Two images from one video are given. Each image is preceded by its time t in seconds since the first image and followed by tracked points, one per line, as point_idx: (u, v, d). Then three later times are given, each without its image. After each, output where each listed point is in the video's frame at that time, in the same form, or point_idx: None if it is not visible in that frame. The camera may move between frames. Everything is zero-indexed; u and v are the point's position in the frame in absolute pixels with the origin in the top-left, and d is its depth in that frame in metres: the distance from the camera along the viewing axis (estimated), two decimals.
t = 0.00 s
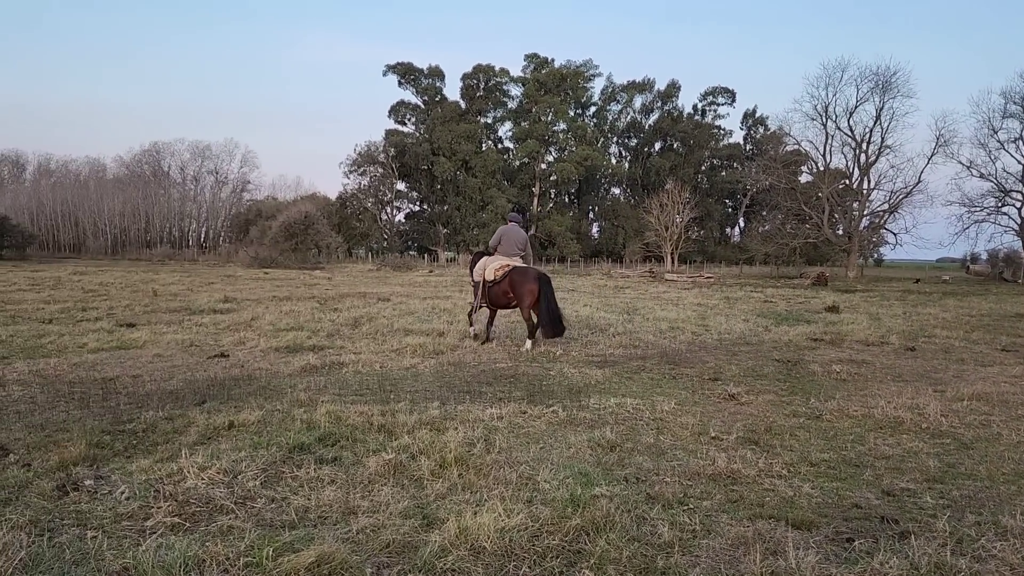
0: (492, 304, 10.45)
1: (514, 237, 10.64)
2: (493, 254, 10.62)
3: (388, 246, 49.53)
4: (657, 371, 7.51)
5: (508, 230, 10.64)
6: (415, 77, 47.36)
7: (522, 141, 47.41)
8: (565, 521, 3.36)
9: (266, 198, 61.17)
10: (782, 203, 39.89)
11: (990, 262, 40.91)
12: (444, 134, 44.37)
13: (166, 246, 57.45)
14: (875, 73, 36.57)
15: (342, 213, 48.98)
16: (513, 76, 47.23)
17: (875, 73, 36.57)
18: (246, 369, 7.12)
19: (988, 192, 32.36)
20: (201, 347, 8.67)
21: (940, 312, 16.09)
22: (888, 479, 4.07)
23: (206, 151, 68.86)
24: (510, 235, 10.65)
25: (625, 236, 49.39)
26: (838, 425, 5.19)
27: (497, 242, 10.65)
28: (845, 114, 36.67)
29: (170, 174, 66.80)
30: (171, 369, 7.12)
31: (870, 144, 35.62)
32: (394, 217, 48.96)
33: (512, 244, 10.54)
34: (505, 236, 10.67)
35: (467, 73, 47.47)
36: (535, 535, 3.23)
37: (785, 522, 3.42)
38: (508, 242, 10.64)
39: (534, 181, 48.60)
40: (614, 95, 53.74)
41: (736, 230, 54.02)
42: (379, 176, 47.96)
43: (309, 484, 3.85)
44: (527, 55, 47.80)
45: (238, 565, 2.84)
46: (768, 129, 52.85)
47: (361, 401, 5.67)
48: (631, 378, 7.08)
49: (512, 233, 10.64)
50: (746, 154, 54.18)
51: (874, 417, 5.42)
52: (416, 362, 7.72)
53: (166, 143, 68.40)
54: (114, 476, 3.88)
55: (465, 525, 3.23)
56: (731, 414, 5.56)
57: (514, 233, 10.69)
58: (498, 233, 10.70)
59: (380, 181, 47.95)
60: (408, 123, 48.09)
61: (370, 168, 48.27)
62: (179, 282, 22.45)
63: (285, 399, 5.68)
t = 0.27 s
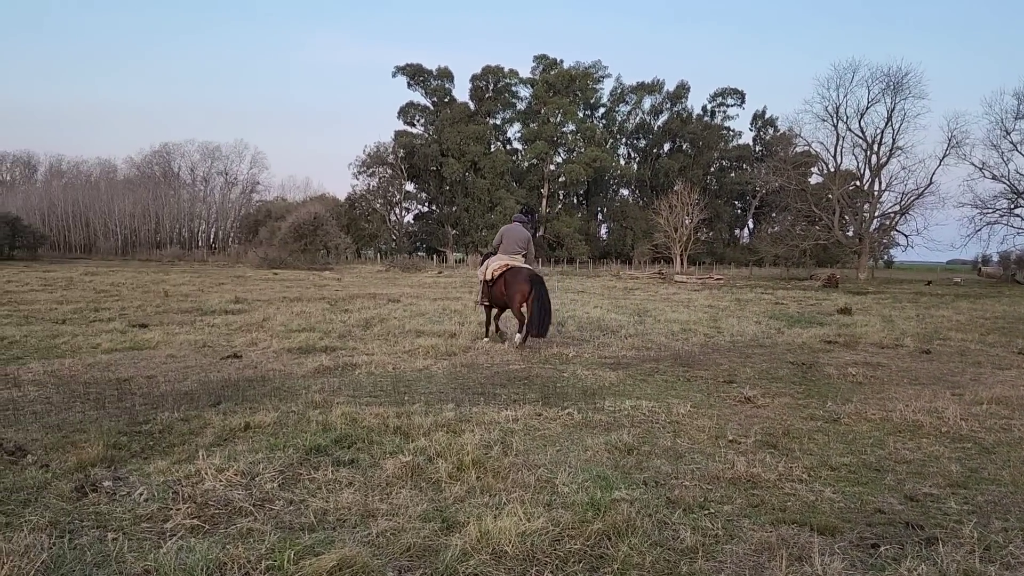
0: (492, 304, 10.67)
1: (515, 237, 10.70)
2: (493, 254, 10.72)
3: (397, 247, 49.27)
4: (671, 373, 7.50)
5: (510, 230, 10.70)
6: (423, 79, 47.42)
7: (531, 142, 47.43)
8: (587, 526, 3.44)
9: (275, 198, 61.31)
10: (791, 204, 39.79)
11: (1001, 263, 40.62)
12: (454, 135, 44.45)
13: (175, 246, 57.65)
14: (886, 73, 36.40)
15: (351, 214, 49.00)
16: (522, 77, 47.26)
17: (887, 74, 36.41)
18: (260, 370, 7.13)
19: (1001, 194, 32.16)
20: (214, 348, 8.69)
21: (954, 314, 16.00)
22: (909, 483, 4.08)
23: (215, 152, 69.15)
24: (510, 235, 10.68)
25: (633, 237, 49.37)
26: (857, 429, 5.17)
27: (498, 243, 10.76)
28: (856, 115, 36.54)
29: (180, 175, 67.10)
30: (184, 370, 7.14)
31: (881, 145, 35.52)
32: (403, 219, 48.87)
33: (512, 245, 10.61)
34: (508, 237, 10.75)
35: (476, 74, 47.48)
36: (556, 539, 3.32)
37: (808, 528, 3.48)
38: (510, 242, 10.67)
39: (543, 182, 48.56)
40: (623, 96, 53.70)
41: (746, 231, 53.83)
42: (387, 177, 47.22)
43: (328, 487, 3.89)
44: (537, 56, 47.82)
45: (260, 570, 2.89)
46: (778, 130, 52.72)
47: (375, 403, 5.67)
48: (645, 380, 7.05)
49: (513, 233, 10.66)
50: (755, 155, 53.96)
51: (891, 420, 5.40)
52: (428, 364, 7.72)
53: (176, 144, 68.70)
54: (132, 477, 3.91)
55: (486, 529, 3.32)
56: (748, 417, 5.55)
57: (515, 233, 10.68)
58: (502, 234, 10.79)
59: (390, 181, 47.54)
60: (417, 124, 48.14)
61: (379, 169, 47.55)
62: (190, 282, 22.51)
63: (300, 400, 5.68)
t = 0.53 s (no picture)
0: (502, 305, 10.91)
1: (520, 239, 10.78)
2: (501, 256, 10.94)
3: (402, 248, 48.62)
4: (679, 375, 7.49)
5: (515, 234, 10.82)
6: (429, 80, 47.51)
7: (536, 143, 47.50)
8: (601, 529, 3.52)
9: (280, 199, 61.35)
10: (797, 205, 39.78)
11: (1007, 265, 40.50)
12: (459, 137, 44.58)
13: (179, 247, 57.64)
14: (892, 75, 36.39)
15: (356, 215, 49.00)
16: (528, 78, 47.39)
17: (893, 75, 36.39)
18: (267, 372, 7.12)
19: (1008, 196, 32.12)
20: (221, 349, 8.67)
21: (962, 317, 15.95)
22: (922, 486, 4.07)
23: (220, 153, 69.20)
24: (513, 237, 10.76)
25: (638, 238, 49.40)
26: (868, 431, 5.15)
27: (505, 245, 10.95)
28: (862, 117, 36.55)
29: (186, 176, 67.21)
30: (192, 371, 7.13)
31: (887, 147, 35.56)
32: (408, 219, 48.82)
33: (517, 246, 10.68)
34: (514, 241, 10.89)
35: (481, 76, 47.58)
36: (569, 543, 3.40)
37: (823, 532, 3.54)
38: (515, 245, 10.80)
39: (548, 183, 48.59)
40: (629, 98, 53.75)
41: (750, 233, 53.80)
42: (392, 178, 47.38)
43: (339, 489, 3.90)
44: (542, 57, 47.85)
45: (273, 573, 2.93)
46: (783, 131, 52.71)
47: (384, 405, 5.65)
48: (653, 382, 7.04)
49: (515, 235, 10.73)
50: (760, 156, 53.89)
51: (902, 423, 5.38)
52: (436, 365, 7.71)
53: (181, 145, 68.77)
54: (142, 478, 3.89)
55: (498, 533, 3.41)
56: (758, 419, 5.53)
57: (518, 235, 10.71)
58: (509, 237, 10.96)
59: (394, 182, 47.36)
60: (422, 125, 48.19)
61: (384, 169, 47.64)
62: (196, 283, 22.52)
63: (309, 402, 5.67)
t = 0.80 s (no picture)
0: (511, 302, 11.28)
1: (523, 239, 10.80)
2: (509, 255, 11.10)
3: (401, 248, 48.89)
4: (681, 376, 7.48)
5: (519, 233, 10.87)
6: (429, 80, 47.50)
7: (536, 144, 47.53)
8: (603, 529, 3.52)
9: (280, 200, 61.31)
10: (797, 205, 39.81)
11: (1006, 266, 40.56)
12: (460, 137, 44.62)
13: (179, 247, 57.53)
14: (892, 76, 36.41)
15: (356, 215, 48.90)
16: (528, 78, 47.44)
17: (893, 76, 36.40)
18: (268, 372, 7.11)
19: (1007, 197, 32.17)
20: (221, 349, 8.65)
21: (963, 318, 15.96)
22: (925, 487, 4.07)
23: (220, 153, 69.17)
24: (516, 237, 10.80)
25: (638, 239, 49.48)
26: (869, 432, 5.15)
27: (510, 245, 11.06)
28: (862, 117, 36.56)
29: (185, 175, 67.10)
30: (193, 371, 7.11)
31: (887, 148, 35.60)
32: (408, 219, 48.78)
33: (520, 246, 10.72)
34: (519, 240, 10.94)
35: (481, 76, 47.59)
36: (572, 543, 3.40)
37: (826, 533, 3.53)
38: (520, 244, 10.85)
39: (548, 184, 48.58)
40: (629, 98, 53.80)
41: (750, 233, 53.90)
42: (392, 177, 47.37)
43: (340, 489, 3.89)
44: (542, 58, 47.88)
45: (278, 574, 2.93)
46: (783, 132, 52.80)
47: (385, 405, 5.65)
48: (655, 382, 7.02)
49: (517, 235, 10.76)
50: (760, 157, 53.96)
51: (904, 423, 5.37)
52: (437, 365, 7.71)
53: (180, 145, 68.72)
54: (144, 479, 3.88)
55: (502, 534, 3.40)
56: (759, 420, 5.53)
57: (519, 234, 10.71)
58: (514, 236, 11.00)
59: (395, 182, 47.32)
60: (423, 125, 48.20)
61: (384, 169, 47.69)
62: (196, 283, 22.49)
63: (310, 402, 5.66)
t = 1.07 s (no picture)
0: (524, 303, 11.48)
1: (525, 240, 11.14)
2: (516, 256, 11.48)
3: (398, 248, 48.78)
4: (678, 376, 7.47)
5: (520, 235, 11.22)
6: (425, 79, 47.46)
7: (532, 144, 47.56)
8: (599, 529, 3.52)
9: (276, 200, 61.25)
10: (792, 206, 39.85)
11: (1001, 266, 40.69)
12: (456, 136, 44.64)
13: (175, 247, 57.44)
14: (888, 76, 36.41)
15: (352, 215, 48.76)
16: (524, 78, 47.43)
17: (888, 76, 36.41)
18: (264, 372, 7.10)
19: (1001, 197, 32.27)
20: (217, 349, 8.64)
21: (958, 317, 16.00)
22: (920, 487, 4.08)
23: (216, 153, 69.09)
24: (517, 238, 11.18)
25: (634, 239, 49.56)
26: (864, 432, 5.16)
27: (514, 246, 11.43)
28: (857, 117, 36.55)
29: (181, 175, 67.02)
30: (189, 372, 7.09)
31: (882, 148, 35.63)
32: (404, 219, 48.76)
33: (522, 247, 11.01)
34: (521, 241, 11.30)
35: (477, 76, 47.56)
36: (568, 543, 3.40)
37: (821, 533, 3.54)
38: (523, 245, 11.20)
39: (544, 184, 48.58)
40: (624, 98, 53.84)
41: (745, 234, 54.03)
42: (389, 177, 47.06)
43: (335, 489, 3.88)
44: (538, 58, 47.90)
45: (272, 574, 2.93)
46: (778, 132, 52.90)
47: (381, 405, 5.65)
48: (650, 383, 7.02)
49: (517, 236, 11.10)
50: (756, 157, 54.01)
51: (899, 423, 5.38)
52: (433, 365, 7.71)
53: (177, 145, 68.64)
54: (139, 479, 3.88)
55: (497, 534, 3.41)
56: (755, 420, 5.54)
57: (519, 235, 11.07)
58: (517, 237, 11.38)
59: (391, 183, 47.33)
60: (418, 125, 48.20)
61: (380, 169, 47.28)
62: (191, 282, 22.46)
63: (306, 401, 5.66)
